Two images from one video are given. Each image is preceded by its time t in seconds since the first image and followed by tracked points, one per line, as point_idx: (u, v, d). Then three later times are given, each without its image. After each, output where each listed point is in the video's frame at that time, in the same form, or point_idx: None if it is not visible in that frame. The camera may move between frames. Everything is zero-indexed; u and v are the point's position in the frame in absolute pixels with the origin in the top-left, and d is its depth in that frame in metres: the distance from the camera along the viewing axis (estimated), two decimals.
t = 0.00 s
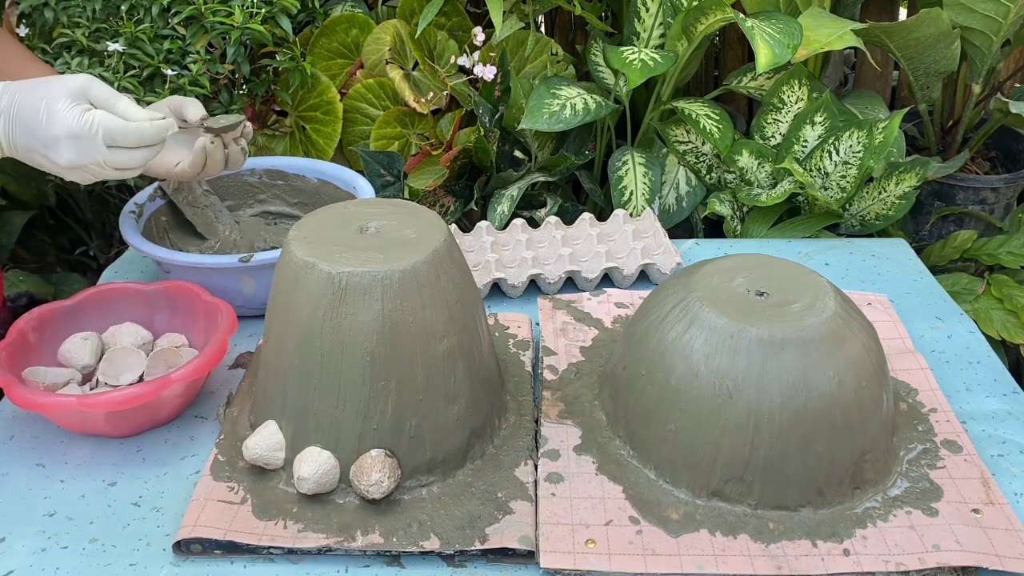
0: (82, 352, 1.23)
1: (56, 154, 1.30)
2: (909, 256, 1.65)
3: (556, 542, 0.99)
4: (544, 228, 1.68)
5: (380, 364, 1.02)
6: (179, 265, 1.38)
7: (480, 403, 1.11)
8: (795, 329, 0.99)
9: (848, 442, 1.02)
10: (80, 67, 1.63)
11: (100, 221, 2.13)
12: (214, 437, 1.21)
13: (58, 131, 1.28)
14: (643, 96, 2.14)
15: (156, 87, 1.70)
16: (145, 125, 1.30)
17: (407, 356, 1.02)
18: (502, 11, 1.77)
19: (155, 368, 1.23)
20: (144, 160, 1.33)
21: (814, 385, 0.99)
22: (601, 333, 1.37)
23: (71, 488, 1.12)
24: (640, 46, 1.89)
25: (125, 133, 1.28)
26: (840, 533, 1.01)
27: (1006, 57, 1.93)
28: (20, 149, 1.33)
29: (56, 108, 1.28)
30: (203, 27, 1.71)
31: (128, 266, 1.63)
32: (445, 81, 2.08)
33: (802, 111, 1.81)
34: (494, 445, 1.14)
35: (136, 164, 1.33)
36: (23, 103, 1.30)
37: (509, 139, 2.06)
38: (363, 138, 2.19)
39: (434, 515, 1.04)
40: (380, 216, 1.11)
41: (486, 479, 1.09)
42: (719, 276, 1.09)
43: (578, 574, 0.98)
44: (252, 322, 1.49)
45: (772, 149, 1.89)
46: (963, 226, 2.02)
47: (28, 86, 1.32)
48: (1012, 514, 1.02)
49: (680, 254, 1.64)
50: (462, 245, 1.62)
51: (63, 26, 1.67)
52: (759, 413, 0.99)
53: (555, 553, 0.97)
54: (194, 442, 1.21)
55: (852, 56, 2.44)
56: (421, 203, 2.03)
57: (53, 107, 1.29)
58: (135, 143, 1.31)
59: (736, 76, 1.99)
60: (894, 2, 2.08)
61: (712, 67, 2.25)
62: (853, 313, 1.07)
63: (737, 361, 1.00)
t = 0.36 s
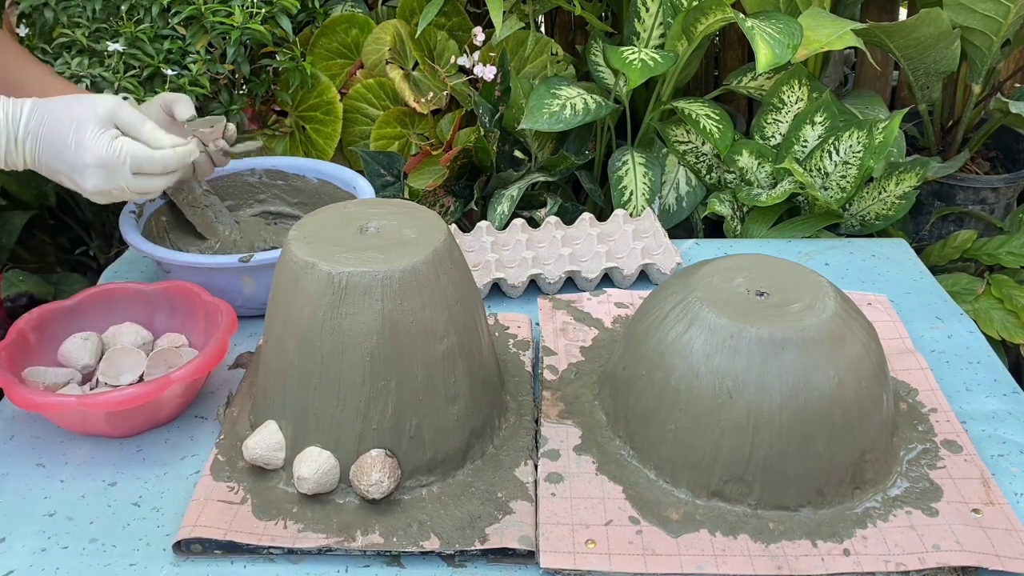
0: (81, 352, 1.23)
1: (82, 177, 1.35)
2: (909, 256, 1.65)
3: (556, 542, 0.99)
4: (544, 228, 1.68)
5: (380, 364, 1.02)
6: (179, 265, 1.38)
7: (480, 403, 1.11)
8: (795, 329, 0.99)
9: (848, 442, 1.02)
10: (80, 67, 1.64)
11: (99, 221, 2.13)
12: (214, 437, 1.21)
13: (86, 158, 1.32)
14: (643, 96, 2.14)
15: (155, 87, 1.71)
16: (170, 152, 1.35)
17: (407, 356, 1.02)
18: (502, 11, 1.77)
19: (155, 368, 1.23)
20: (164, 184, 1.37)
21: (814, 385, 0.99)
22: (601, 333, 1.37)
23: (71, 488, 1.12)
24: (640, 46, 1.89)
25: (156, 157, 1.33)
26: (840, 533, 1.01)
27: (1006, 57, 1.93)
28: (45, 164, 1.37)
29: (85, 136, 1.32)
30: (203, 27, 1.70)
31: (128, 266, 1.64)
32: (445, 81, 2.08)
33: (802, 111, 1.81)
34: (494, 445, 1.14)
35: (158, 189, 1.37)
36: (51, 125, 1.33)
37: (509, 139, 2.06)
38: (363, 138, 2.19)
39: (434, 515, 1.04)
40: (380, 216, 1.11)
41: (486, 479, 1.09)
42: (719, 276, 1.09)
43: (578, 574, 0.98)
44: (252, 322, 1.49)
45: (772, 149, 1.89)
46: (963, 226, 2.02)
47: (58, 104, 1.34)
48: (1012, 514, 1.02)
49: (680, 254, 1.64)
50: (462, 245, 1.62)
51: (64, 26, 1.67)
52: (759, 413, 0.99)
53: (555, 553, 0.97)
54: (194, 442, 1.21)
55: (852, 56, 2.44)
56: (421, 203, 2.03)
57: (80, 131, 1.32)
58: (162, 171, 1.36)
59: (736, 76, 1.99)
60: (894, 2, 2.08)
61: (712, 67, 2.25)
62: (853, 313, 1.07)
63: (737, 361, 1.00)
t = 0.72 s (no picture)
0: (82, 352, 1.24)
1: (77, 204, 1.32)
2: (909, 256, 1.65)
3: (556, 542, 0.99)
4: (544, 228, 1.68)
5: (380, 364, 1.02)
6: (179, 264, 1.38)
7: (480, 403, 1.11)
8: (795, 329, 0.99)
9: (848, 442, 1.02)
10: (81, 67, 1.62)
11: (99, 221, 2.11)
12: (214, 437, 1.21)
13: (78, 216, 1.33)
14: (643, 96, 2.14)
15: (155, 88, 1.69)
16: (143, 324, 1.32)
17: (407, 356, 1.02)
18: (502, 11, 1.77)
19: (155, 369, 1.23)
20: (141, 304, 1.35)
21: (814, 385, 0.99)
22: (601, 333, 1.37)
23: (71, 488, 1.12)
24: (640, 46, 1.89)
25: (152, 280, 1.14)
26: (840, 533, 1.01)
27: (1006, 57, 1.93)
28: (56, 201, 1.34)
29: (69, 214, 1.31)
30: (203, 28, 1.71)
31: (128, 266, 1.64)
32: (445, 81, 2.08)
33: (802, 111, 1.81)
34: (494, 445, 1.14)
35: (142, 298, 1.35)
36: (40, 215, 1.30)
37: (509, 139, 2.06)
38: (363, 138, 2.19)
39: (434, 515, 1.04)
40: (380, 216, 1.11)
41: (486, 479, 1.09)
42: (719, 276, 1.09)
43: (578, 574, 0.98)
44: (252, 322, 1.49)
45: (772, 149, 1.89)
46: (963, 226, 2.02)
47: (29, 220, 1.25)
48: (1012, 514, 1.02)
49: (680, 254, 1.64)
50: (462, 245, 1.62)
51: (64, 26, 1.66)
52: (759, 413, 0.99)
53: (555, 553, 0.97)
54: (195, 442, 1.21)
55: (852, 56, 2.44)
56: (421, 203, 2.03)
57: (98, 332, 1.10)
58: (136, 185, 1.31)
59: (736, 76, 1.99)
60: (894, 2, 2.08)
61: (712, 67, 2.25)
62: (853, 313, 1.07)
63: (737, 361, 1.00)
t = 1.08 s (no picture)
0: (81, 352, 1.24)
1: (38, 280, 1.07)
2: (909, 256, 1.65)
3: (556, 542, 0.99)
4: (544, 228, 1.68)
5: (380, 364, 1.02)
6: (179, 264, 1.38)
7: (480, 403, 1.11)
8: (795, 329, 0.99)
9: (848, 442, 1.02)
10: (80, 67, 1.63)
11: (99, 221, 2.11)
12: (214, 438, 1.21)
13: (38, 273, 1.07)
14: (643, 96, 2.14)
15: (155, 87, 1.69)
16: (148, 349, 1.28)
17: (407, 356, 1.02)
18: (502, 11, 1.77)
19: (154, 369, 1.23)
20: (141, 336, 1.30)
21: (814, 385, 0.99)
22: (601, 333, 1.37)
23: (71, 488, 1.12)
24: (640, 46, 1.89)
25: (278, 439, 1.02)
26: (840, 533, 1.01)
27: (1006, 57, 1.93)
28: None
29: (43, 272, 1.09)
30: (203, 27, 1.71)
31: (128, 265, 1.64)
32: (445, 81, 2.08)
33: (802, 111, 1.81)
34: (494, 445, 1.14)
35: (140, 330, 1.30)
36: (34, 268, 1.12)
37: (509, 139, 2.06)
38: (363, 138, 2.19)
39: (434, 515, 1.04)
40: (380, 216, 1.11)
41: (486, 479, 1.09)
42: (720, 276, 1.09)
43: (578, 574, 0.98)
44: (252, 322, 1.49)
45: (772, 149, 1.89)
46: (963, 226, 2.02)
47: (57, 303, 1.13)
48: (1012, 514, 1.02)
49: (680, 254, 1.64)
50: (462, 245, 1.62)
51: (64, 26, 1.67)
52: (759, 413, 0.99)
53: (555, 553, 0.97)
54: (194, 442, 1.21)
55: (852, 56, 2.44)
56: (421, 203, 2.03)
57: None
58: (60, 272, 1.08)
59: (736, 76, 1.99)
60: (894, 2, 2.08)
61: (712, 67, 2.25)
62: (853, 314, 1.07)
63: (737, 361, 1.00)
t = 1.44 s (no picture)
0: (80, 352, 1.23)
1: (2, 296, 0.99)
2: (909, 256, 1.65)
3: (556, 542, 0.99)
4: (544, 228, 1.68)
5: (380, 363, 1.02)
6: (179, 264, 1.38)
7: (480, 403, 1.11)
8: (795, 328, 0.99)
9: (848, 442, 1.02)
10: (80, 67, 1.63)
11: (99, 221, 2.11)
12: (214, 437, 1.21)
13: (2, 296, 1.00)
14: (643, 96, 2.14)
15: (155, 87, 1.69)
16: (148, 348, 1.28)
17: (407, 356, 1.02)
18: (502, 11, 1.77)
19: (154, 368, 1.23)
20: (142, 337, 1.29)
21: (814, 385, 0.99)
22: (601, 333, 1.37)
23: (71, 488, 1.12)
24: (640, 46, 1.89)
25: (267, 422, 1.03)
26: (840, 533, 1.01)
27: (1006, 57, 1.93)
28: None
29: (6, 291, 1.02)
30: (203, 27, 1.70)
31: (128, 265, 1.64)
32: (445, 81, 2.08)
33: (802, 111, 1.81)
34: (494, 445, 1.14)
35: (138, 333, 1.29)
36: None
37: (509, 139, 2.06)
38: (363, 138, 2.19)
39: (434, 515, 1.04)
40: (380, 216, 1.11)
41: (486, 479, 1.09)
42: (720, 276, 1.09)
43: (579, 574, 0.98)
44: (252, 322, 1.49)
45: (772, 149, 1.89)
46: (963, 226, 2.02)
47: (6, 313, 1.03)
48: (1012, 514, 1.02)
49: (680, 254, 1.64)
50: (462, 245, 1.62)
51: (64, 26, 1.67)
52: (759, 413, 0.99)
53: (555, 553, 0.97)
54: (195, 442, 1.21)
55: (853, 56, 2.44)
56: (421, 203, 2.03)
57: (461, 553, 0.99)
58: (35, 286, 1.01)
59: (736, 76, 1.99)
60: (894, 2, 2.08)
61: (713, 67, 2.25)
62: (853, 314, 1.07)
63: (737, 362, 1.00)
